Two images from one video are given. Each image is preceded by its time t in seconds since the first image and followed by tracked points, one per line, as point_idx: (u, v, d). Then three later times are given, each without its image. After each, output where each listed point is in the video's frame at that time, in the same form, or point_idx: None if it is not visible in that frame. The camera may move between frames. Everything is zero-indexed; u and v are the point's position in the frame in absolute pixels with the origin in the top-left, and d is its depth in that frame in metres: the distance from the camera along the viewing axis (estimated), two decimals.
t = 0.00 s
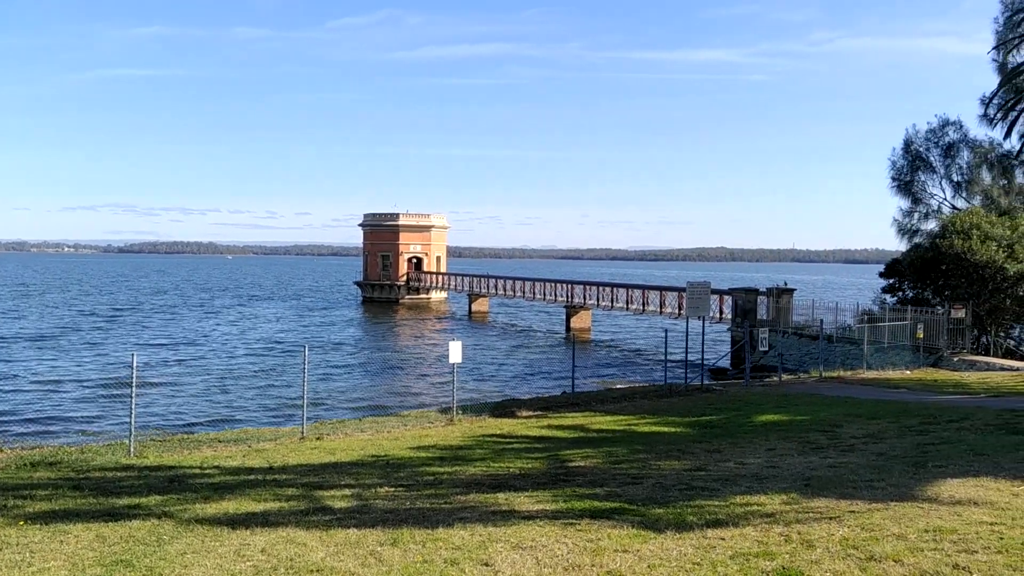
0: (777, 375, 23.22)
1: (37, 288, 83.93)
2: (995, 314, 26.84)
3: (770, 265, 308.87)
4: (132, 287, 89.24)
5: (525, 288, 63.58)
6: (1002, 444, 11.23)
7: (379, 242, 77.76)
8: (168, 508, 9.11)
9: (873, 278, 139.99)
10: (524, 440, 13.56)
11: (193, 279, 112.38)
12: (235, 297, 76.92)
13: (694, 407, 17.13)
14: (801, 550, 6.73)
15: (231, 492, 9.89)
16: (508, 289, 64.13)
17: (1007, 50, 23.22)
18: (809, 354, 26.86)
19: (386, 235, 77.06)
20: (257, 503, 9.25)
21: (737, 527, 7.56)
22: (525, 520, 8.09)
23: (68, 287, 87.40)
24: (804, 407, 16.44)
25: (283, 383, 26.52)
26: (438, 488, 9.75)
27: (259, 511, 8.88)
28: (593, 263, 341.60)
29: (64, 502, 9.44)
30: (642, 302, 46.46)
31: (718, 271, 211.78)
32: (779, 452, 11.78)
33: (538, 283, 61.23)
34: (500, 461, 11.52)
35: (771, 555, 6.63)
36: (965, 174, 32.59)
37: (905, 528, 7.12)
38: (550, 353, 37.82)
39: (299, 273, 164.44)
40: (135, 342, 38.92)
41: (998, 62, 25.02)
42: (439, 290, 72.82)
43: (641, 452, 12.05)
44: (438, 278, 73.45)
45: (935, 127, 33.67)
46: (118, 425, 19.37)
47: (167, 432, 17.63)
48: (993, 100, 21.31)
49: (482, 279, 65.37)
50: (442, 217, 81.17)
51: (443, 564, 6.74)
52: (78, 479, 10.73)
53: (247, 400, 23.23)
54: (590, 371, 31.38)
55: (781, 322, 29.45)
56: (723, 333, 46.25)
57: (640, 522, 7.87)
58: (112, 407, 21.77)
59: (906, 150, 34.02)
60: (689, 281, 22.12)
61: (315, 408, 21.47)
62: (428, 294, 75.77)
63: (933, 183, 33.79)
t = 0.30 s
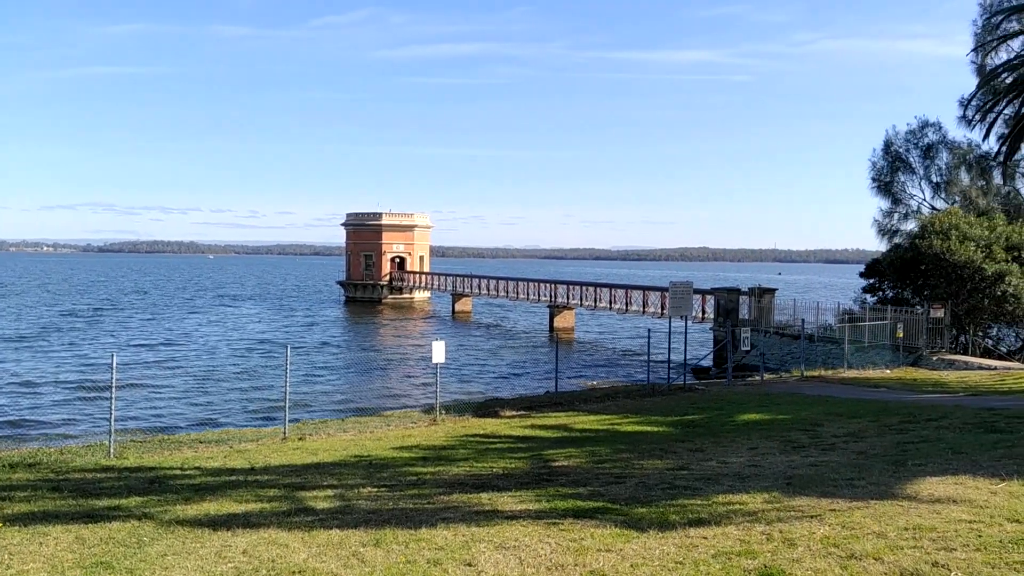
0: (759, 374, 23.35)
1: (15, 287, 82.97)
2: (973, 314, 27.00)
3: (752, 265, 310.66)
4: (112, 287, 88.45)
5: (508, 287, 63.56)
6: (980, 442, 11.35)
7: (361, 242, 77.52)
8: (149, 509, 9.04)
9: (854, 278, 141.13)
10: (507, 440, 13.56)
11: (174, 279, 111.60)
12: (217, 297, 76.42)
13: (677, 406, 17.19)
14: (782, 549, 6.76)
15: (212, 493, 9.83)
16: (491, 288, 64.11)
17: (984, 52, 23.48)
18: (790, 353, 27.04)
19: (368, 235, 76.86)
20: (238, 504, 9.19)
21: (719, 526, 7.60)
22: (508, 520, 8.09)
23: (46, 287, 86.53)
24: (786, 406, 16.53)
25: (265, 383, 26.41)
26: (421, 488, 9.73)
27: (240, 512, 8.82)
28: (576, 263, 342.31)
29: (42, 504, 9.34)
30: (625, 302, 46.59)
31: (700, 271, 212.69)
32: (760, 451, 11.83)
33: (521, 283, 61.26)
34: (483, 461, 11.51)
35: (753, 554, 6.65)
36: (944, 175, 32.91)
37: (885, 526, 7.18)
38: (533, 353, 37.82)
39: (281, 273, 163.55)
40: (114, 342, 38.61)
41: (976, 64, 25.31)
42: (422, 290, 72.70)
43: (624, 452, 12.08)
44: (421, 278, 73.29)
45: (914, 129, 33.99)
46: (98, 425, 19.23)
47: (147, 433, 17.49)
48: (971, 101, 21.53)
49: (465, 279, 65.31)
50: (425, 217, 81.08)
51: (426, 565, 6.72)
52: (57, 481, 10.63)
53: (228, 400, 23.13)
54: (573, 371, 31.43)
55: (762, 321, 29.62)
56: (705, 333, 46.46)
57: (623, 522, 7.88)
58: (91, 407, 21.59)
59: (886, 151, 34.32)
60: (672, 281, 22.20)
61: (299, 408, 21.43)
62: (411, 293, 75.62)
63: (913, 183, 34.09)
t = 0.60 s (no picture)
0: (740, 373, 23.46)
1: None
2: (951, 313, 27.30)
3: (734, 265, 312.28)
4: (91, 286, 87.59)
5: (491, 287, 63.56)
6: (958, 440, 11.47)
7: (344, 242, 77.24)
8: (129, 511, 8.96)
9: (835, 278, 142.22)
10: (490, 439, 13.56)
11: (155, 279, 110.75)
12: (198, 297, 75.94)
13: (660, 405, 17.26)
14: (763, 547, 6.79)
15: (193, 494, 9.76)
16: (474, 288, 64.06)
17: (963, 54, 23.70)
18: (771, 353, 27.23)
19: (351, 234, 76.61)
20: (219, 505, 9.14)
21: (701, 525, 7.63)
22: (490, 520, 8.08)
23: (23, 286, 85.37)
24: (769, 405, 16.63)
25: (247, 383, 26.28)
26: (404, 489, 9.71)
27: (222, 513, 8.76)
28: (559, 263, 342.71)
29: (20, 506, 9.24)
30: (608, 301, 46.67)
31: (683, 271, 213.54)
32: (742, 450, 11.90)
33: (504, 282, 61.25)
34: (466, 461, 11.50)
35: (735, 553, 6.68)
36: (924, 176, 33.20)
37: (865, 524, 7.23)
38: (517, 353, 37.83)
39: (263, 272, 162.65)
40: (93, 342, 38.27)
41: (954, 66, 25.55)
42: (405, 289, 72.58)
43: (606, 451, 12.11)
44: (404, 277, 73.10)
45: (894, 130, 34.27)
46: (77, 426, 19.08)
47: (127, 434, 17.37)
48: (950, 103, 21.73)
49: (448, 278, 65.27)
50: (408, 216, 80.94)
51: (409, 565, 6.71)
52: (35, 482, 10.51)
53: (209, 400, 23.00)
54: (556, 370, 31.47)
55: (744, 321, 29.80)
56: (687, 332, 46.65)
57: (606, 521, 7.90)
58: (70, 408, 21.39)
59: (866, 152, 34.57)
60: (655, 281, 22.27)
61: (282, 408, 21.40)
62: (393, 293, 75.46)
63: (892, 184, 34.36)
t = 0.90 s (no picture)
0: (720, 371, 23.59)
1: None
2: (926, 312, 27.57)
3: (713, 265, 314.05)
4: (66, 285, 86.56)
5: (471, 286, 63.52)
6: (934, 438, 11.58)
7: (324, 240, 76.89)
8: (105, 512, 8.86)
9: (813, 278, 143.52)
10: (471, 439, 13.55)
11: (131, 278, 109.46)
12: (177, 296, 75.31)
13: (640, 404, 17.31)
14: (742, 545, 6.82)
15: (170, 495, 9.67)
16: (454, 287, 63.97)
17: (938, 55, 23.95)
18: (750, 352, 27.39)
19: (331, 233, 76.28)
20: (197, 506, 9.06)
21: (680, 523, 7.66)
22: (470, 519, 8.07)
23: None
24: (748, 403, 16.73)
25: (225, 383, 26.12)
26: (383, 488, 9.67)
27: (199, 514, 8.69)
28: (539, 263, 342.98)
29: None
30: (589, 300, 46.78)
31: (663, 270, 214.52)
32: (721, 448, 11.96)
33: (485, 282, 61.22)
34: (446, 460, 11.47)
35: (714, 550, 6.71)
36: (900, 177, 33.52)
37: (842, 521, 7.29)
38: (497, 352, 37.82)
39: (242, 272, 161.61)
40: (69, 342, 37.80)
41: (930, 68, 25.80)
42: (385, 288, 72.38)
43: (587, 450, 12.13)
44: (384, 276, 72.85)
45: (871, 130, 34.57)
46: (52, 426, 18.86)
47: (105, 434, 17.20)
48: (926, 103, 21.95)
49: (429, 277, 65.16)
50: (388, 215, 80.72)
51: (388, 565, 6.68)
52: (9, 483, 10.37)
53: (187, 400, 22.81)
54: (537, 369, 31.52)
55: (723, 320, 29.99)
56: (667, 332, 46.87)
57: (585, 520, 7.91)
58: (45, 408, 21.12)
59: (844, 152, 34.85)
60: (635, 280, 22.34)
61: (262, 408, 21.31)
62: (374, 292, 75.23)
63: (869, 184, 34.66)
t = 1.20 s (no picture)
0: (697, 370, 23.73)
1: None
2: (900, 311, 27.88)
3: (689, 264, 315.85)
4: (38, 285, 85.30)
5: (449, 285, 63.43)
6: (907, 435, 11.72)
7: (300, 239, 76.42)
8: (75, 513, 8.73)
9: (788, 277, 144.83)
10: (448, 438, 13.52)
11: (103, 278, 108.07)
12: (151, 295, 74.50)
13: (617, 403, 17.37)
14: (717, 543, 6.85)
15: (143, 496, 9.56)
16: (432, 286, 63.84)
17: (911, 57, 24.23)
18: (726, 350, 27.56)
19: (308, 232, 75.84)
20: (171, 508, 8.95)
21: (657, 521, 7.69)
22: (447, 519, 8.05)
23: None
24: (724, 402, 16.83)
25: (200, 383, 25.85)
26: (360, 488, 9.63)
27: (173, 515, 8.59)
28: (517, 262, 343.11)
29: None
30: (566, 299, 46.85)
31: (640, 270, 215.48)
32: (697, 447, 12.03)
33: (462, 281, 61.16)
34: (423, 460, 11.43)
35: (690, 548, 6.73)
36: (874, 177, 33.87)
37: (816, 519, 7.35)
38: (475, 351, 37.78)
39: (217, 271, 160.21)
40: (40, 342, 37.25)
41: (903, 69, 26.06)
42: (362, 287, 72.09)
43: (564, 449, 12.14)
44: (361, 276, 72.53)
45: (845, 131, 34.91)
46: (23, 427, 18.58)
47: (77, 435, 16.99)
48: (898, 105, 22.20)
49: (406, 276, 64.99)
50: (365, 214, 80.41)
51: (363, 565, 6.64)
52: None
53: (160, 401, 22.56)
54: (515, 369, 31.51)
55: (700, 319, 30.16)
56: (644, 330, 47.07)
57: (561, 519, 7.92)
58: (15, 409, 20.80)
59: (819, 152, 35.15)
60: (613, 279, 22.38)
61: (238, 408, 21.20)
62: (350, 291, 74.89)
63: (844, 184, 34.99)
